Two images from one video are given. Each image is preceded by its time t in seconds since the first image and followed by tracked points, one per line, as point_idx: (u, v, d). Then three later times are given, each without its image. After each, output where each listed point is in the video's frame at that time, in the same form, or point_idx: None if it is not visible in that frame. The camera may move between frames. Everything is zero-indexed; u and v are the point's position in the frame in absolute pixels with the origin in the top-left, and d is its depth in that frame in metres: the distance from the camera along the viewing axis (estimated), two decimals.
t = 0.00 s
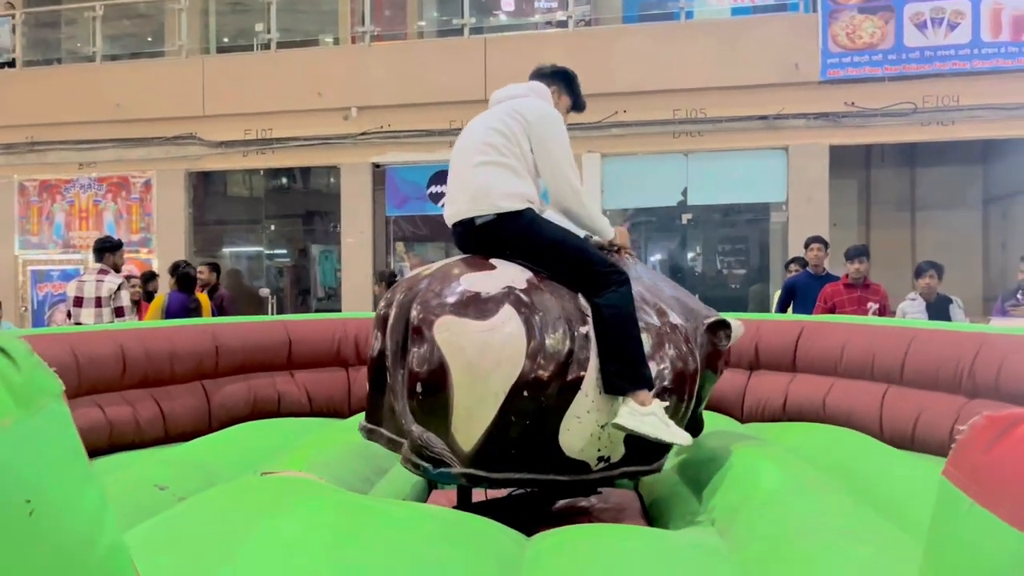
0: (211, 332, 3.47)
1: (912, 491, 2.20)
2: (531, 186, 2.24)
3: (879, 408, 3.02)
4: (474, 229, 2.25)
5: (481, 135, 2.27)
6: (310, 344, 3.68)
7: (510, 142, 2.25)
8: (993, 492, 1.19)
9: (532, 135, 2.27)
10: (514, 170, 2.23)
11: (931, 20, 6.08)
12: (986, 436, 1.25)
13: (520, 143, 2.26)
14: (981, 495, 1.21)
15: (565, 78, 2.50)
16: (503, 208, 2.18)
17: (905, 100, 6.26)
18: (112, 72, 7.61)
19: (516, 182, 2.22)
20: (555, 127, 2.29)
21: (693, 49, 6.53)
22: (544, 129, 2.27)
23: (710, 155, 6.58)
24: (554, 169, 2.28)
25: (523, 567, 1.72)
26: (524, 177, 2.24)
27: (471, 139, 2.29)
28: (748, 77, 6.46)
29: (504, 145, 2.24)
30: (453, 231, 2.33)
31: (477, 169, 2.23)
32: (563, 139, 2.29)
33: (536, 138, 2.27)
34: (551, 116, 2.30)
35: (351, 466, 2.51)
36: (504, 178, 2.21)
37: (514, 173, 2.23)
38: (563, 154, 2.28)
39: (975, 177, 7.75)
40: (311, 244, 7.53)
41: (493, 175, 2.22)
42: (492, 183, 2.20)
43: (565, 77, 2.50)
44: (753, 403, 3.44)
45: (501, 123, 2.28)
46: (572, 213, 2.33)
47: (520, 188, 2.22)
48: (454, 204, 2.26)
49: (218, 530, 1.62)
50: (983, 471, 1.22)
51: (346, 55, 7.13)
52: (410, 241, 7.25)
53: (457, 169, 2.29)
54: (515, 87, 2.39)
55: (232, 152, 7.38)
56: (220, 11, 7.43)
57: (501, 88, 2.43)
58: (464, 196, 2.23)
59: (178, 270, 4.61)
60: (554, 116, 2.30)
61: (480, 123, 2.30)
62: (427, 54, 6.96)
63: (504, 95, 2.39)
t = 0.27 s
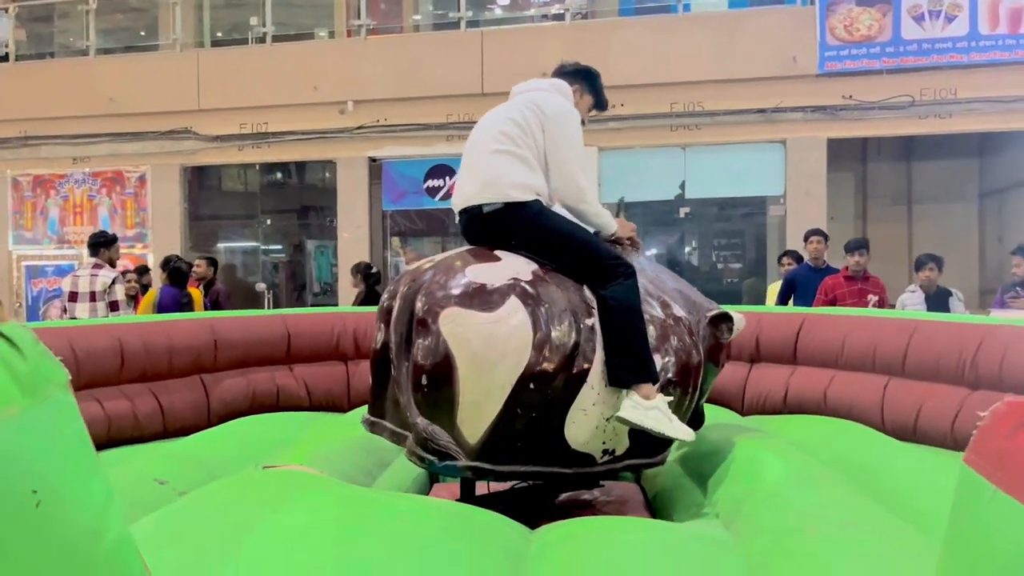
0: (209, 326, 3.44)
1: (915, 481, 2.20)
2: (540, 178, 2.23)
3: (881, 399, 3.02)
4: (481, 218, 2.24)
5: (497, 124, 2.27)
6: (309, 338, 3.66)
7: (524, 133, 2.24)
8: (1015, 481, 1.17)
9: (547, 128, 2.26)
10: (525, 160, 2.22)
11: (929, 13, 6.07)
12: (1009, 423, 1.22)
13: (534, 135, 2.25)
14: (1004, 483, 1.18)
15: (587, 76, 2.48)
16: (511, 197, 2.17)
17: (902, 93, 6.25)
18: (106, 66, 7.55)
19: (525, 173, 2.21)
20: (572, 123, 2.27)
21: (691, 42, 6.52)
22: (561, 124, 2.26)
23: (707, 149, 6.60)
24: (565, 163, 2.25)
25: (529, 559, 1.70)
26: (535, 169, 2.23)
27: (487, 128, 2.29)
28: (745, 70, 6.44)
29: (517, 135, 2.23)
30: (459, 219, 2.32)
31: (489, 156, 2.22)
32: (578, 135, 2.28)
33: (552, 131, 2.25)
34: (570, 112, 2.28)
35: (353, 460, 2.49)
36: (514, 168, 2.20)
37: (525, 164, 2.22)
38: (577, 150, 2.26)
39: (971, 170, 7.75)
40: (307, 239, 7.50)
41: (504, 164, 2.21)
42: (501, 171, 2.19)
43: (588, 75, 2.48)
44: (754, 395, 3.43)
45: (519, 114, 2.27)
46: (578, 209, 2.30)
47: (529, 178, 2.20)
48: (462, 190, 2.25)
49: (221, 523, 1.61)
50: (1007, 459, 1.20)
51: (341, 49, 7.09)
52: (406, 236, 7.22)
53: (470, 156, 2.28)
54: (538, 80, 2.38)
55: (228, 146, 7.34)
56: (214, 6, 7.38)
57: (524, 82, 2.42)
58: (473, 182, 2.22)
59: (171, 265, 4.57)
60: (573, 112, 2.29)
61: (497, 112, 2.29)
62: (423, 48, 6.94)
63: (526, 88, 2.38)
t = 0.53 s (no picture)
0: (202, 325, 3.40)
1: (920, 481, 2.18)
2: (549, 177, 2.22)
3: (883, 397, 3.00)
4: (485, 212, 2.22)
5: (511, 120, 2.26)
6: (304, 337, 3.62)
7: (538, 131, 2.24)
8: None
9: (561, 129, 2.26)
10: (535, 158, 2.21)
11: (925, 7, 6.03)
12: None
13: (547, 135, 2.24)
14: None
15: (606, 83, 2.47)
16: (519, 192, 2.15)
17: (899, 87, 6.22)
18: (98, 62, 7.49)
19: (535, 170, 2.20)
20: (586, 126, 2.27)
21: (687, 37, 6.48)
22: (575, 125, 2.26)
23: (704, 146, 6.54)
24: (576, 164, 2.25)
25: (533, 564, 1.67)
26: (545, 167, 2.22)
27: (501, 123, 2.28)
28: (741, 65, 6.41)
29: (530, 132, 2.23)
30: (463, 211, 2.30)
31: (500, 151, 2.22)
32: (592, 138, 2.28)
33: (566, 131, 2.25)
34: (585, 114, 2.28)
35: (351, 461, 2.45)
36: (524, 164, 2.19)
37: (535, 161, 2.21)
38: (589, 152, 2.26)
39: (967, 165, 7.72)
40: (301, 237, 7.45)
41: (514, 159, 2.20)
42: (511, 166, 2.18)
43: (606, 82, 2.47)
44: (754, 394, 3.41)
45: (534, 111, 2.26)
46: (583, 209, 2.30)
47: (538, 176, 2.19)
48: (469, 182, 2.24)
49: (216, 531, 1.56)
50: None
51: (335, 45, 7.04)
52: (401, 233, 7.14)
53: (481, 149, 2.27)
54: (555, 80, 2.38)
55: (221, 143, 7.29)
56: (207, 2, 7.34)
57: (540, 81, 2.42)
58: (481, 175, 2.21)
59: (163, 263, 4.51)
60: (588, 116, 2.29)
61: (512, 108, 2.29)
62: (417, 43, 6.89)
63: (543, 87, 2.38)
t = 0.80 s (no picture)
0: (190, 328, 3.32)
1: (927, 485, 2.13)
2: (550, 176, 2.16)
3: (885, 399, 2.94)
4: (483, 210, 2.16)
5: (514, 116, 2.20)
6: (294, 340, 3.55)
7: (540, 129, 2.18)
8: None
9: (565, 126, 2.20)
10: (537, 156, 2.15)
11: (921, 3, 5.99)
12: None
13: (550, 132, 2.18)
14: None
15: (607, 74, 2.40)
16: (518, 190, 2.10)
17: (895, 84, 6.18)
18: (85, 61, 7.39)
19: (535, 168, 2.14)
20: (590, 124, 2.21)
21: (681, 34, 6.42)
22: (579, 122, 2.20)
23: (698, 143, 6.47)
24: (578, 162, 2.19)
25: None
26: (546, 166, 2.16)
27: (503, 119, 2.22)
28: (736, 63, 6.36)
29: (532, 129, 2.17)
30: (459, 208, 2.24)
31: (500, 148, 2.16)
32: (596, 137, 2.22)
33: (569, 129, 2.19)
34: (590, 112, 2.22)
35: (342, 469, 2.38)
36: (525, 162, 2.14)
37: (537, 160, 2.15)
38: (592, 150, 2.20)
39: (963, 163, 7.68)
40: (291, 237, 7.35)
41: (515, 157, 2.14)
42: (511, 164, 2.12)
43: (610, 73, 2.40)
44: (753, 395, 3.35)
45: (536, 108, 2.20)
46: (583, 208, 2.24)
47: (539, 175, 2.14)
48: (467, 179, 2.18)
49: (200, 547, 1.49)
50: None
51: (326, 43, 6.96)
52: (393, 232, 7.05)
53: (481, 146, 2.21)
54: (559, 75, 2.31)
55: (210, 142, 7.19)
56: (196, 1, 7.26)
57: (545, 75, 2.36)
58: (480, 173, 2.15)
59: (152, 265, 4.42)
60: (592, 114, 2.22)
61: (514, 105, 2.23)
62: (409, 41, 6.81)
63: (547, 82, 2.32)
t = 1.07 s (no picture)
0: (176, 329, 3.25)
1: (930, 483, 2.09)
2: (545, 171, 2.11)
3: (884, 397, 2.91)
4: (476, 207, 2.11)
5: (508, 111, 2.15)
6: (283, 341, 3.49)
7: (534, 124, 2.12)
8: None
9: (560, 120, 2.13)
10: (531, 152, 2.09)
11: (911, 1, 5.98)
12: None
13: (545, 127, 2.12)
14: None
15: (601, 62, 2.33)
16: (511, 186, 2.04)
17: (884, 82, 6.16)
18: (68, 59, 7.28)
19: (530, 163, 2.08)
20: (587, 118, 2.15)
21: (671, 32, 6.38)
22: (575, 116, 2.13)
23: (689, 141, 6.44)
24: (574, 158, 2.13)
25: None
26: (541, 161, 2.11)
27: (497, 113, 2.17)
28: (726, 60, 6.33)
29: (527, 124, 2.11)
30: (452, 205, 2.18)
31: (493, 144, 2.11)
32: (593, 131, 2.15)
33: (565, 123, 2.13)
34: (586, 106, 2.16)
35: (333, 473, 2.32)
36: (518, 158, 2.08)
37: (531, 155, 2.10)
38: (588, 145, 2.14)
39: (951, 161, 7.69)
40: (278, 237, 7.28)
41: (509, 152, 2.08)
42: (505, 159, 2.06)
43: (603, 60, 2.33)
44: (749, 394, 3.31)
45: (530, 103, 2.15)
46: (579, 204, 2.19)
47: (533, 170, 2.08)
48: (459, 175, 2.12)
49: (187, 559, 1.42)
50: None
51: (312, 41, 6.88)
52: (381, 232, 6.99)
53: (474, 141, 2.16)
54: (554, 68, 2.25)
55: (196, 142, 7.10)
56: None
57: (541, 67, 2.29)
58: (472, 168, 2.10)
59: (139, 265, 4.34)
60: (589, 107, 2.16)
61: (509, 99, 2.18)
62: (396, 38, 6.73)
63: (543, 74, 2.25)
